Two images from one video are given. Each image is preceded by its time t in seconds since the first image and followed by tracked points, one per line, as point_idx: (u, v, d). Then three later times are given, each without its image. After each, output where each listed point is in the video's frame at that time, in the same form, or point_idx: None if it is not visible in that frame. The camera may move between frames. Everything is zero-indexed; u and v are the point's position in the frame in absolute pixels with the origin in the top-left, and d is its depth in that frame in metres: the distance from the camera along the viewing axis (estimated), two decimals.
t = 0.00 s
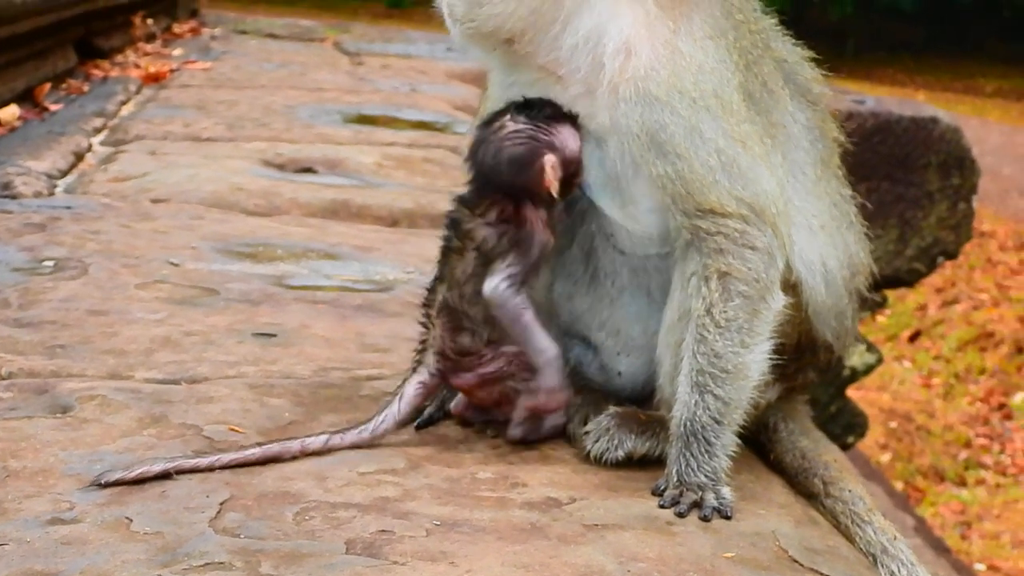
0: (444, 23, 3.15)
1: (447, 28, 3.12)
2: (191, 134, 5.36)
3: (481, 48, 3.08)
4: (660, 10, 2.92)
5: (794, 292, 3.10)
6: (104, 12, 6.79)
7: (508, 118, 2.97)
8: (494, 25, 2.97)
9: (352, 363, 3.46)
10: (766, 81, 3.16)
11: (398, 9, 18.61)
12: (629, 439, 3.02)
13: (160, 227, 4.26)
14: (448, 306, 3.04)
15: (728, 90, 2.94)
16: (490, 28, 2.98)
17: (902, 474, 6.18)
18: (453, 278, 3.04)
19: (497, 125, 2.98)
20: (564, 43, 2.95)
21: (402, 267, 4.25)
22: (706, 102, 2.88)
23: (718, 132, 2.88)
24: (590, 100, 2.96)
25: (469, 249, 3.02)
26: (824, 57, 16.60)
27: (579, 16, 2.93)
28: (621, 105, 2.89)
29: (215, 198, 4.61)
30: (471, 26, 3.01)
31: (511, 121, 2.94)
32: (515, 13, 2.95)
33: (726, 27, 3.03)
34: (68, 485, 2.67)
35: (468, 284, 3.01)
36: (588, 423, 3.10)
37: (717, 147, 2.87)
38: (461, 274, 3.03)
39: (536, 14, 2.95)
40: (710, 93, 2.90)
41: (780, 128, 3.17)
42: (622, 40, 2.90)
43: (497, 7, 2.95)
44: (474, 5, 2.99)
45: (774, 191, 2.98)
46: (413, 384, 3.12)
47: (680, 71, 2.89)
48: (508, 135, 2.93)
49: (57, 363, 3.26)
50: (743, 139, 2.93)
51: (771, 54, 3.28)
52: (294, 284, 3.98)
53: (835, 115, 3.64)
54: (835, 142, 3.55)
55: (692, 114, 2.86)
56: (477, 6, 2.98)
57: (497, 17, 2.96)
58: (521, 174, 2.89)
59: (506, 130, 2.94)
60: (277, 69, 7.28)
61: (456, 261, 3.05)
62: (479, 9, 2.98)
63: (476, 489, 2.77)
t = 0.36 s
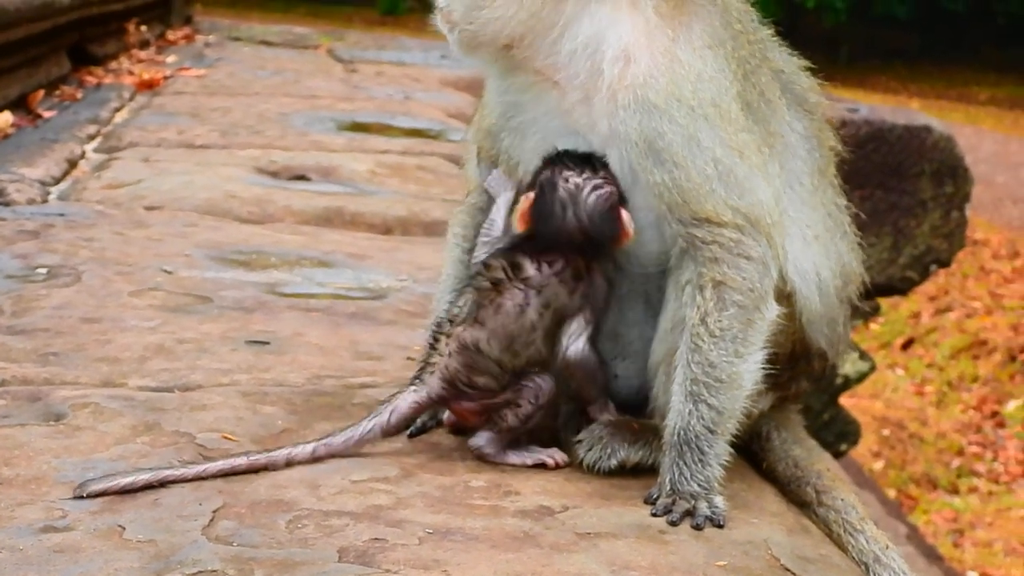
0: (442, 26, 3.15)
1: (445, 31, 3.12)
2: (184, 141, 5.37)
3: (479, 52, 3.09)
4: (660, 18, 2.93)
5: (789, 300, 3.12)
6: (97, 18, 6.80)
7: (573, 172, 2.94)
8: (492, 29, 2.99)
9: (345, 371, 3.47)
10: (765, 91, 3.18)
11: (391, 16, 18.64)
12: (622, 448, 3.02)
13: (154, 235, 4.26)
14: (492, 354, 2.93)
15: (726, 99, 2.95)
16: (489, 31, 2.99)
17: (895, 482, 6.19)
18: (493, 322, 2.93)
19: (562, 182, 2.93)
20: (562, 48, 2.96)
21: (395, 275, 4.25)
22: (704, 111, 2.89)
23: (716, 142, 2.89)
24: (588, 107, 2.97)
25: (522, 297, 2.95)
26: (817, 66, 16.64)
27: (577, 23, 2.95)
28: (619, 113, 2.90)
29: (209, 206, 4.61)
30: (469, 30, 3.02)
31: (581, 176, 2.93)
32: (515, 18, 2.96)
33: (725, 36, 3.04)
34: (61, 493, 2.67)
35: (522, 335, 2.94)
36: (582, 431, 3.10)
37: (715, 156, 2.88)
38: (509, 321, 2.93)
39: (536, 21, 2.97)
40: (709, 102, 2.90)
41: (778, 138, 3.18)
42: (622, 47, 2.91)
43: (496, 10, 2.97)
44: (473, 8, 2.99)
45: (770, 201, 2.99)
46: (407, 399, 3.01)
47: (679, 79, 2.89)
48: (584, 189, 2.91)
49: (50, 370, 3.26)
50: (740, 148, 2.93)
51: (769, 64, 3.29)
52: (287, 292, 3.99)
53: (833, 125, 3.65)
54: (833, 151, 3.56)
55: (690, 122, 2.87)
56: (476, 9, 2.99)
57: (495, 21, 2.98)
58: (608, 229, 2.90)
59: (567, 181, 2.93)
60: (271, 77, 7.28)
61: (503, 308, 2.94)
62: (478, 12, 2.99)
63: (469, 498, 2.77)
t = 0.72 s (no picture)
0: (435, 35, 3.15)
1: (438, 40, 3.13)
2: (182, 148, 5.37)
3: (472, 61, 3.10)
4: (651, 26, 2.93)
5: (783, 307, 3.12)
6: (94, 25, 6.81)
7: (590, 197, 2.91)
8: (485, 39, 3.00)
9: (341, 378, 3.47)
10: (757, 98, 3.18)
11: (390, 22, 18.67)
12: (618, 455, 3.02)
13: (151, 242, 4.26)
14: (511, 369, 2.91)
15: (718, 107, 2.95)
16: (481, 40, 3.00)
17: (894, 487, 6.18)
18: (518, 338, 2.90)
19: (581, 207, 2.92)
20: (554, 58, 2.97)
21: (392, 282, 4.26)
22: (696, 118, 2.89)
23: (709, 149, 2.89)
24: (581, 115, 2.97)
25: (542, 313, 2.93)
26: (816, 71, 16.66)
27: (570, 32, 2.97)
28: (612, 121, 2.90)
29: (206, 213, 4.61)
30: (462, 39, 3.03)
31: (599, 201, 2.91)
32: (507, 27, 2.98)
33: (716, 44, 3.05)
34: (55, 501, 2.67)
35: (543, 350, 2.94)
36: (578, 439, 3.11)
37: (707, 163, 2.88)
38: (533, 337, 2.92)
39: (529, 31, 2.98)
40: (701, 109, 2.91)
41: (771, 144, 3.19)
42: (613, 55, 2.91)
43: (488, 20, 2.98)
44: (465, 18, 3.01)
45: (764, 208, 2.99)
46: (410, 402, 2.94)
47: (670, 87, 2.90)
48: (602, 214, 2.91)
49: (47, 378, 3.26)
50: (732, 155, 2.93)
51: (762, 72, 3.30)
52: (284, 299, 3.99)
53: (825, 131, 3.65)
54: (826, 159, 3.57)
55: (682, 130, 2.87)
56: (468, 19, 3.00)
57: (487, 30, 2.99)
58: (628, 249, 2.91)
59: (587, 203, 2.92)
60: (269, 83, 7.29)
61: (527, 324, 2.92)
62: (469, 23, 3.01)
63: (465, 505, 2.77)
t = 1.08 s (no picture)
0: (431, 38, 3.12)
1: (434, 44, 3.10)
2: (177, 155, 5.38)
3: (467, 65, 3.08)
4: (646, 32, 2.93)
5: (777, 314, 3.12)
6: (90, 32, 6.82)
7: (566, 191, 2.99)
8: (480, 44, 2.97)
9: (335, 385, 3.47)
10: (752, 105, 3.19)
11: (386, 29, 18.71)
12: (610, 461, 3.02)
13: (145, 249, 4.27)
14: (507, 380, 2.94)
15: (712, 114, 2.96)
16: (476, 45, 2.98)
17: (889, 495, 6.18)
18: (513, 351, 2.94)
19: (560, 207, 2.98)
20: (549, 63, 2.96)
21: (387, 289, 4.26)
22: (690, 125, 2.90)
23: (703, 156, 2.89)
24: (576, 121, 2.97)
25: (531, 319, 2.99)
26: (812, 79, 16.70)
27: (565, 38, 2.95)
28: (606, 126, 2.90)
29: (201, 220, 4.61)
30: (457, 43, 3.00)
31: (575, 195, 2.99)
32: (503, 32, 2.95)
33: (711, 51, 3.06)
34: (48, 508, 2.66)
35: (535, 356, 3.00)
36: (571, 445, 3.11)
37: (700, 170, 2.89)
38: (527, 346, 2.98)
39: (525, 36, 2.95)
40: (695, 116, 2.92)
41: (765, 151, 3.20)
42: (608, 61, 2.91)
43: (484, 25, 2.95)
44: (461, 24, 2.97)
45: (757, 215, 2.99)
46: (403, 426, 2.91)
47: (665, 94, 2.90)
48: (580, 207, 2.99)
49: (40, 385, 3.26)
50: (726, 162, 2.94)
51: (757, 79, 3.31)
52: (278, 306, 3.99)
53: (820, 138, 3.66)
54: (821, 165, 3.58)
55: (676, 136, 2.88)
56: (463, 24, 2.97)
57: (483, 36, 2.96)
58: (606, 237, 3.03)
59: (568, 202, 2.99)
60: (264, 91, 7.30)
61: (520, 333, 2.97)
62: (464, 28, 2.97)
63: (458, 512, 2.77)
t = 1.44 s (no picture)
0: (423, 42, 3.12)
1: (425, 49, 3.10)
2: (172, 157, 5.37)
3: (458, 71, 3.07)
4: (636, 35, 2.94)
5: (771, 315, 3.12)
6: (85, 34, 6.81)
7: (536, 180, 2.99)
8: (470, 49, 2.97)
9: (330, 386, 3.47)
10: (743, 106, 3.20)
11: (381, 32, 18.73)
12: (605, 464, 3.02)
13: (139, 250, 4.26)
14: (517, 381, 2.93)
15: (702, 117, 2.96)
16: (467, 50, 2.97)
17: (883, 498, 6.19)
18: (521, 351, 2.94)
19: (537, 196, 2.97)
20: (540, 66, 2.96)
21: (381, 291, 4.26)
22: (680, 128, 2.90)
23: (693, 158, 2.90)
24: (567, 124, 2.96)
25: (529, 315, 2.98)
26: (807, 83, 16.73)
27: (555, 42, 2.95)
28: (596, 130, 2.90)
29: (196, 222, 4.61)
30: (448, 48, 3.00)
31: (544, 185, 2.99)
32: (493, 37, 2.94)
33: (701, 53, 3.06)
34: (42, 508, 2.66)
35: (539, 352, 3.00)
36: (566, 447, 3.11)
37: (691, 172, 2.89)
38: (529, 344, 2.97)
39: (515, 40, 2.95)
40: (685, 118, 2.92)
41: (756, 153, 3.20)
42: (598, 64, 2.91)
43: (474, 29, 2.95)
44: (451, 29, 2.97)
45: (749, 216, 3.00)
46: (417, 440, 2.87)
47: (655, 96, 2.91)
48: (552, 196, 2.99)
49: (34, 386, 3.25)
50: (716, 164, 2.95)
51: (748, 81, 3.31)
52: (273, 307, 3.99)
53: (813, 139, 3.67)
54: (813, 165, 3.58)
55: (666, 138, 2.88)
56: (453, 29, 2.97)
57: (473, 41, 2.96)
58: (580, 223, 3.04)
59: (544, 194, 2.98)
60: (259, 93, 7.30)
61: (523, 331, 2.96)
62: (454, 33, 2.97)
63: (452, 513, 2.77)
